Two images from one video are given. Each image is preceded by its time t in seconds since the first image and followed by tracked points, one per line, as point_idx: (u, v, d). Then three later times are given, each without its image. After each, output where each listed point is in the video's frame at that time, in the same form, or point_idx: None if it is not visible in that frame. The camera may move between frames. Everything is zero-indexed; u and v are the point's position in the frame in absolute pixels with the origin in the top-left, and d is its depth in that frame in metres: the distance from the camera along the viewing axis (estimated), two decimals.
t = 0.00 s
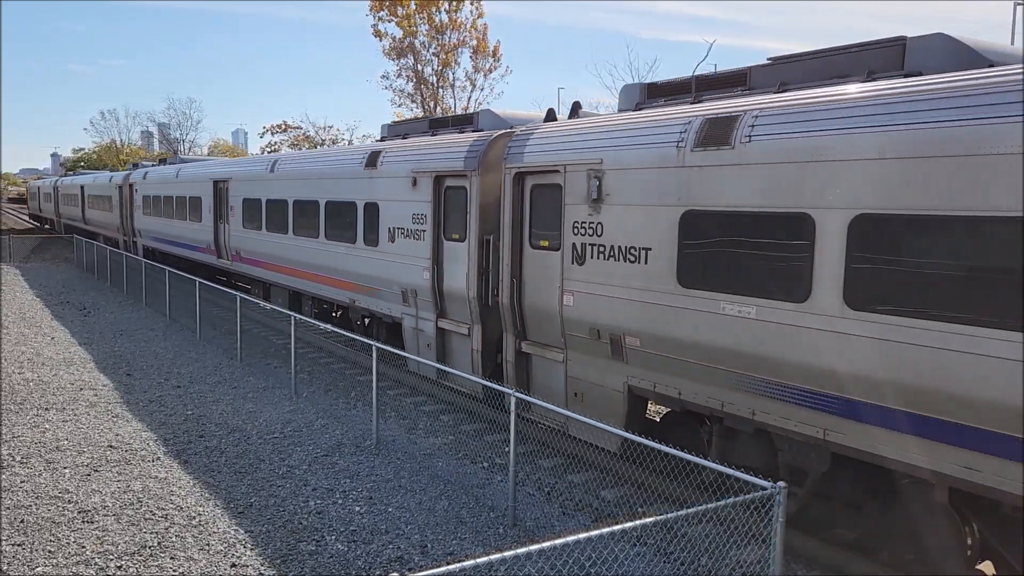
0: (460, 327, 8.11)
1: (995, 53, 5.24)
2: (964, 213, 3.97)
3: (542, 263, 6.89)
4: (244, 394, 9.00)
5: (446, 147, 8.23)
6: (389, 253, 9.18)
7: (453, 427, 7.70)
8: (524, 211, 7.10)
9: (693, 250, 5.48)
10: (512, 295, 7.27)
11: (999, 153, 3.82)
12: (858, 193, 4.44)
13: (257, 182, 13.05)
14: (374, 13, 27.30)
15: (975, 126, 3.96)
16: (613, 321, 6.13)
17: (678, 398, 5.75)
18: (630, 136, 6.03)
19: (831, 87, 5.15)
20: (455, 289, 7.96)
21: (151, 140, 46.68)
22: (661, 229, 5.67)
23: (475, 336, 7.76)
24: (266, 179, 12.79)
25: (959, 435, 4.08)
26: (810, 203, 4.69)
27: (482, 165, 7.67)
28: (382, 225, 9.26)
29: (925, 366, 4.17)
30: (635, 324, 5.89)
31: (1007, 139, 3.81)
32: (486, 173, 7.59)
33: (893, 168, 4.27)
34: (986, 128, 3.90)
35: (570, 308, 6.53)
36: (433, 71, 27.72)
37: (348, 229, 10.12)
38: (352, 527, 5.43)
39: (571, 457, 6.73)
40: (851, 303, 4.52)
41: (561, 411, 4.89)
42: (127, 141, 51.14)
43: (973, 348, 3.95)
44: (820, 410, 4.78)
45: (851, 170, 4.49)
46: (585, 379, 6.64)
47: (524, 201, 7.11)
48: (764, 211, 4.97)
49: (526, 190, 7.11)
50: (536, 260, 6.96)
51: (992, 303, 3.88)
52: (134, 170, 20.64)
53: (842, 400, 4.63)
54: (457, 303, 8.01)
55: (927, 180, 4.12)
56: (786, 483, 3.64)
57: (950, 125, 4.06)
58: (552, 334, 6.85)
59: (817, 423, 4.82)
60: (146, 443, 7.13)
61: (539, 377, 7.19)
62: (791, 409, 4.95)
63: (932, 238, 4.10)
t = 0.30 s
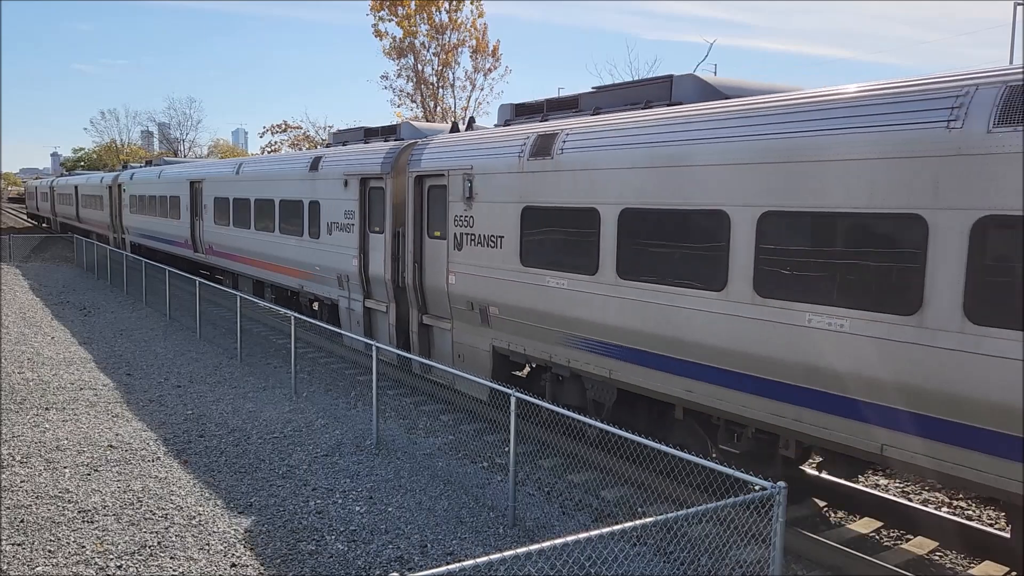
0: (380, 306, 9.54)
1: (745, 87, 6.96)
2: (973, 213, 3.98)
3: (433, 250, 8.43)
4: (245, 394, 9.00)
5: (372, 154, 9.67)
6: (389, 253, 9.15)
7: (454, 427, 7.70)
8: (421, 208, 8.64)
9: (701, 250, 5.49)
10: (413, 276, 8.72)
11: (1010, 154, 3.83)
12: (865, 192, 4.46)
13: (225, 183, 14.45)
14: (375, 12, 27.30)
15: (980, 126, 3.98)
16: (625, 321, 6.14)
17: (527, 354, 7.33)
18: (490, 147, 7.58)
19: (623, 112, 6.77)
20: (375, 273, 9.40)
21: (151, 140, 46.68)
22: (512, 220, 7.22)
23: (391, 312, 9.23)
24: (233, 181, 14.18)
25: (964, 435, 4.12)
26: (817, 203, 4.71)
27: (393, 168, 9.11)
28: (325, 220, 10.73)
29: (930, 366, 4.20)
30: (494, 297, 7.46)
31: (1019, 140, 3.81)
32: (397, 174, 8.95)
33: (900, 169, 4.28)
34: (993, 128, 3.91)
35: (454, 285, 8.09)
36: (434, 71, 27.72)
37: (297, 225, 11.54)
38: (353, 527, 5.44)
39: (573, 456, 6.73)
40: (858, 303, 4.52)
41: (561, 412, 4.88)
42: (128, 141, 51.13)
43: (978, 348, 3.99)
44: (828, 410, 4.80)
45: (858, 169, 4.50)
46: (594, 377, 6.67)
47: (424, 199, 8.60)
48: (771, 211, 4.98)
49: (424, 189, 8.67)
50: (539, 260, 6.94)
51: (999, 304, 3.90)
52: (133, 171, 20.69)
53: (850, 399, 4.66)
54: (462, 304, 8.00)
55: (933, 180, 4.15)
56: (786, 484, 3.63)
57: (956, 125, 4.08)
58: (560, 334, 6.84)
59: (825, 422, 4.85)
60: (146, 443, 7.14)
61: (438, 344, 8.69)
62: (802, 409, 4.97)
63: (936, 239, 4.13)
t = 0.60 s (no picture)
0: (324, 290, 10.96)
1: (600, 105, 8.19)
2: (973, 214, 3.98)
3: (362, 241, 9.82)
4: (246, 394, 9.00)
5: (318, 159, 11.13)
6: (394, 253, 9.10)
7: (455, 427, 7.69)
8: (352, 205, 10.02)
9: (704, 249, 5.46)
10: (347, 262, 10.13)
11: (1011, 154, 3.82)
12: (870, 192, 4.43)
13: (207, 184, 15.35)
14: (375, 13, 27.31)
15: (978, 126, 3.99)
16: (628, 321, 6.11)
17: (428, 325, 8.75)
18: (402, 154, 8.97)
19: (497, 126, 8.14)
20: (318, 260, 10.81)
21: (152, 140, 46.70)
22: (415, 214, 8.60)
23: (331, 295, 10.69)
24: (222, 182, 14.64)
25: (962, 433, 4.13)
26: (817, 203, 4.72)
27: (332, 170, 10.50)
28: (280, 217, 12.17)
29: (930, 365, 4.20)
30: (404, 278, 8.85)
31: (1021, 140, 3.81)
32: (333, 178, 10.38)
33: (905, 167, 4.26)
34: (993, 125, 3.92)
35: (376, 268, 9.45)
36: (435, 71, 27.73)
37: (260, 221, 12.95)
38: (353, 527, 5.44)
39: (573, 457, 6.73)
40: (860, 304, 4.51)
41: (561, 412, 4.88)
42: (128, 141, 51.13)
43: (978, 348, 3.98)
44: (829, 409, 4.81)
45: (859, 169, 4.50)
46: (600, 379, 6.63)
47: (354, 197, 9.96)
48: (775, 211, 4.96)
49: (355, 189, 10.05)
50: (540, 260, 6.95)
51: (998, 303, 3.90)
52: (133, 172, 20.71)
53: (851, 399, 4.66)
54: (467, 304, 7.96)
55: (937, 180, 4.12)
56: (786, 484, 3.63)
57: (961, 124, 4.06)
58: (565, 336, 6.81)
59: (826, 421, 4.85)
60: (147, 443, 7.14)
61: (365, 321, 10.09)
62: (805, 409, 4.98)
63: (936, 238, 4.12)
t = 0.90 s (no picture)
0: (281, 280, 12.30)
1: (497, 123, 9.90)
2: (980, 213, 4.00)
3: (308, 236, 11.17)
4: (246, 395, 9.01)
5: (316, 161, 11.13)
6: (394, 255, 9.10)
7: (456, 428, 7.69)
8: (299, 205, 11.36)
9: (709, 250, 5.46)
10: (298, 253, 11.48)
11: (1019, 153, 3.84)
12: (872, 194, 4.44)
13: (204, 186, 15.37)
14: (376, 13, 27.32)
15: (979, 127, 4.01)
16: (631, 322, 6.12)
17: (358, 306, 10.11)
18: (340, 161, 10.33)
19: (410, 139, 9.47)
20: (275, 253, 12.18)
21: (154, 141, 46.74)
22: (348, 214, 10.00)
23: (286, 284, 12.04)
24: (219, 183, 14.65)
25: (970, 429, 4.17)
26: (819, 204, 4.73)
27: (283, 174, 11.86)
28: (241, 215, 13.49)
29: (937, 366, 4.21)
30: (339, 267, 10.26)
31: None
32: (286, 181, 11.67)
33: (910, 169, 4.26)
34: (999, 125, 3.94)
35: (320, 259, 10.83)
36: (436, 72, 27.73)
37: (228, 217, 14.24)
38: (355, 527, 5.44)
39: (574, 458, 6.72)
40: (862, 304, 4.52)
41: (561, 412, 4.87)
42: (130, 142, 51.14)
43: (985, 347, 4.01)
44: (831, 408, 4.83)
45: (860, 170, 4.52)
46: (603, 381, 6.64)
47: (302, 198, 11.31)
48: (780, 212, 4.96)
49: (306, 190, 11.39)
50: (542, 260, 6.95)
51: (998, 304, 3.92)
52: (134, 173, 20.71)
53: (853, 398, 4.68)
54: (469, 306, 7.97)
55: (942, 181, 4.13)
56: (788, 484, 3.61)
57: (967, 124, 4.08)
58: (569, 337, 6.82)
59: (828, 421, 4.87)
60: (148, 444, 7.14)
61: (312, 306, 11.45)
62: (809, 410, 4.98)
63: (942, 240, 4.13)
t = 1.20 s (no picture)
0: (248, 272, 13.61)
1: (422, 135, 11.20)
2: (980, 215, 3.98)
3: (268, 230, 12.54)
4: (248, 396, 9.00)
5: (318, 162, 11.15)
6: (399, 254, 9.09)
7: (458, 429, 7.68)
8: (260, 203, 12.74)
9: (718, 248, 5.44)
10: (261, 248, 12.75)
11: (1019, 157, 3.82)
12: (875, 194, 4.44)
13: (205, 187, 15.39)
14: (377, 14, 27.34)
15: (981, 127, 4.00)
16: (636, 323, 6.10)
17: (308, 291, 11.45)
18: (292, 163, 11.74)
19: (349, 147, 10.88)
20: (242, 248, 13.49)
21: (156, 142, 46.79)
22: (298, 210, 11.46)
23: (252, 276, 13.31)
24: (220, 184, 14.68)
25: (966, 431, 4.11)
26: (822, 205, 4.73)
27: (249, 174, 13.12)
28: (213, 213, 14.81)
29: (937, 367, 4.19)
30: (293, 259, 11.63)
31: None
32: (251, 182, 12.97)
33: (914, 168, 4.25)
34: (999, 126, 3.92)
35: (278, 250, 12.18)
36: (438, 73, 27.73)
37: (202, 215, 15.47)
38: (357, 528, 5.45)
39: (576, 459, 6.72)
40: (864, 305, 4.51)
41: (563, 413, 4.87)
42: (132, 143, 51.17)
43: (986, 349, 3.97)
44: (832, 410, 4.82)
45: (862, 171, 4.52)
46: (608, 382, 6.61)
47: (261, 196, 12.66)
48: (787, 213, 4.93)
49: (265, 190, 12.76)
50: (545, 260, 6.95)
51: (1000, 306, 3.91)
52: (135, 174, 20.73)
53: (854, 400, 4.67)
54: (474, 306, 7.95)
55: (945, 181, 4.12)
56: (790, 486, 3.61)
57: (969, 125, 4.06)
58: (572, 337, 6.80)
59: (829, 422, 4.86)
60: (150, 445, 7.14)
61: (274, 294, 12.70)
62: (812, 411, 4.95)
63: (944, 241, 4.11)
